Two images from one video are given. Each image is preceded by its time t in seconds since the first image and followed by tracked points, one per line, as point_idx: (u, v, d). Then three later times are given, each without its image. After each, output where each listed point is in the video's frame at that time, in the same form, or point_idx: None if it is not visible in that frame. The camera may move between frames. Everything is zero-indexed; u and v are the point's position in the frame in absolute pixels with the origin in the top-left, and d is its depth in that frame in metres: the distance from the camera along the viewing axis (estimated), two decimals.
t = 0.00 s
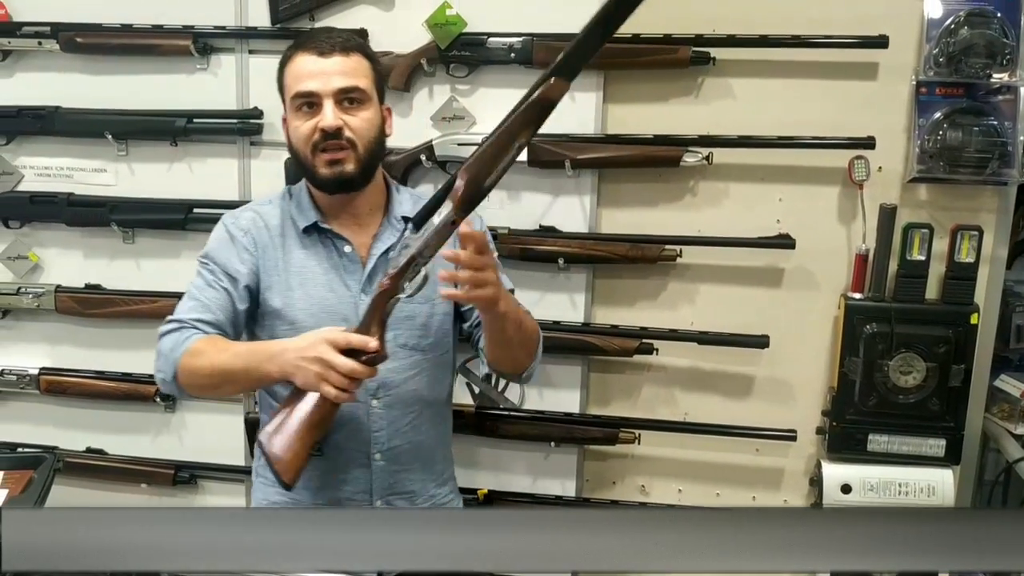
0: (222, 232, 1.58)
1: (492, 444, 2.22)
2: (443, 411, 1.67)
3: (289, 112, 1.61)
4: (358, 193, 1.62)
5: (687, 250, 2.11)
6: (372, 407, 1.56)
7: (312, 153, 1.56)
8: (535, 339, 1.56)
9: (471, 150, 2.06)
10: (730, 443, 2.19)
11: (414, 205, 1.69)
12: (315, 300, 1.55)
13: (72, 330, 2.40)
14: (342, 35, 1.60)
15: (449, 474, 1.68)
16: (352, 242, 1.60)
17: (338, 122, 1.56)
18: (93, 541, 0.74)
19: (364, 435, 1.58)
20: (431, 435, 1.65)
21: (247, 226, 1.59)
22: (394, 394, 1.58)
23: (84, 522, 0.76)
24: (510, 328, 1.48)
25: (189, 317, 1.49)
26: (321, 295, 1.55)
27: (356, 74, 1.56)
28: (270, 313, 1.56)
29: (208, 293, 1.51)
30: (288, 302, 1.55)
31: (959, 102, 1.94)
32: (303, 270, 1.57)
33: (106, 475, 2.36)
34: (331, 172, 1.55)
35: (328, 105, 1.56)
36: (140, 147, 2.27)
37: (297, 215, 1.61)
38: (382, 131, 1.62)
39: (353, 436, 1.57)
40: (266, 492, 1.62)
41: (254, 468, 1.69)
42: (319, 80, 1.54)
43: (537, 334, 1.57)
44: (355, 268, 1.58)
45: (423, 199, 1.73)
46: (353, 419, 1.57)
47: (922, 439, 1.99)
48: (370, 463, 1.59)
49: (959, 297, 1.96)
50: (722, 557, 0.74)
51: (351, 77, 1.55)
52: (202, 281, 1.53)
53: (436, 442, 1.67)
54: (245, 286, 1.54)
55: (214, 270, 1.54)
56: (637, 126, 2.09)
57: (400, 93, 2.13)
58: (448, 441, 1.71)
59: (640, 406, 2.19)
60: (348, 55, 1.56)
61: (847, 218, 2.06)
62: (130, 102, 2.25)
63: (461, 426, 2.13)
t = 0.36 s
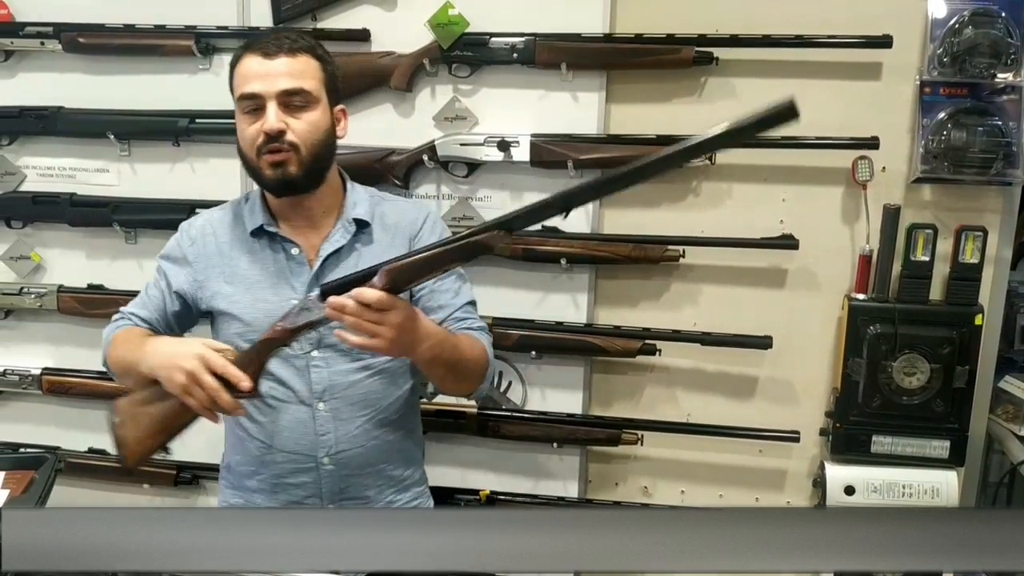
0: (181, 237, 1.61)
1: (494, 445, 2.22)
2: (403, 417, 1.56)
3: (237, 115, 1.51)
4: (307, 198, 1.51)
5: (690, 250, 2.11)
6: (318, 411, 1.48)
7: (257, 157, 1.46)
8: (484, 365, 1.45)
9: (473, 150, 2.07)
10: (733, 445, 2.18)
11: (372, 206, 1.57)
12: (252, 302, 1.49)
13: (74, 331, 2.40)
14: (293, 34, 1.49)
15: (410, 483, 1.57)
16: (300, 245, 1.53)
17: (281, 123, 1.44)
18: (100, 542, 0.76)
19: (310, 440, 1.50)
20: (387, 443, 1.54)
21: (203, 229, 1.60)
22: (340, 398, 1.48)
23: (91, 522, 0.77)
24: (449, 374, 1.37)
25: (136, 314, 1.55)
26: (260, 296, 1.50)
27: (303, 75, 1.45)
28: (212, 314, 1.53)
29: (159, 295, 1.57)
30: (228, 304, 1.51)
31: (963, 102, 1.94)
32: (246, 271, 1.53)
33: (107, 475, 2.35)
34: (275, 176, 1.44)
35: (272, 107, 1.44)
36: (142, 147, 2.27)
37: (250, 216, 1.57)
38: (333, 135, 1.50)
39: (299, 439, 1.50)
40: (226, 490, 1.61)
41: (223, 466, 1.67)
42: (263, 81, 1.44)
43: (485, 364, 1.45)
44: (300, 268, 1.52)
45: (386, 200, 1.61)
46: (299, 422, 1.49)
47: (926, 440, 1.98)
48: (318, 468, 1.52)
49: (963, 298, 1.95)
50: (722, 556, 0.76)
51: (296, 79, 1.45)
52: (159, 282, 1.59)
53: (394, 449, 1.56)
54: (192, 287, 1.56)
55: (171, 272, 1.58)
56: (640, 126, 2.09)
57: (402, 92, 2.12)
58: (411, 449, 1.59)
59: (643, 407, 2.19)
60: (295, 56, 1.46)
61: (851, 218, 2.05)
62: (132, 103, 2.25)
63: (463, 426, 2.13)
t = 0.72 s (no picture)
0: (167, 232, 1.60)
1: (495, 445, 2.21)
2: (377, 421, 1.52)
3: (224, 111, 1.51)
4: (289, 199, 1.51)
5: (691, 249, 2.10)
6: (286, 409, 1.47)
7: (240, 156, 1.46)
8: (459, 371, 1.42)
9: (474, 149, 2.05)
10: (734, 444, 2.17)
11: (355, 205, 1.55)
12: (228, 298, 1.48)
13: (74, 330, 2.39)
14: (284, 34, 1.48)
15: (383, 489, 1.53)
16: (279, 244, 1.53)
17: (264, 125, 1.44)
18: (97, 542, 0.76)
19: (277, 438, 1.48)
20: (359, 447, 1.51)
21: (190, 225, 1.58)
22: (309, 397, 1.47)
23: (87, 523, 0.77)
24: (419, 381, 1.34)
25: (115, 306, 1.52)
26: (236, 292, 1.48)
27: (289, 78, 1.45)
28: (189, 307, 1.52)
29: (140, 288, 1.55)
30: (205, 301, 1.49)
31: (965, 101, 1.93)
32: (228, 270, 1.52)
33: (107, 475, 2.34)
34: (256, 176, 1.45)
35: (257, 108, 1.44)
36: (142, 146, 2.27)
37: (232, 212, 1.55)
38: (317, 139, 1.50)
39: (267, 437, 1.49)
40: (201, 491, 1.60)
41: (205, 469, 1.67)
42: (249, 80, 1.43)
43: (459, 371, 1.42)
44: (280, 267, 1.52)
45: (369, 197, 1.58)
46: (267, 419, 1.48)
47: (927, 440, 1.97)
48: (284, 468, 1.49)
49: (965, 297, 1.94)
50: (723, 557, 0.76)
51: (283, 81, 1.44)
52: (140, 276, 1.56)
53: (366, 455, 1.52)
54: (174, 281, 1.54)
55: (154, 267, 1.56)
56: (641, 125, 2.09)
57: (403, 91, 2.12)
58: (387, 456, 1.55)
59: (644, 407, 2.19)
60: (283, 58, 1.45)
61: (853, 218, 2.04)
62: (132, 102, 2.24)
63: (463, 426, 2.13)
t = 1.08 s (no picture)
0: (178, 221, 1.59)
1: (496, 445, 2.21)
2: (369, 431, 1.52)
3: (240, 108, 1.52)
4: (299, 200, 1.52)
5: (693, 249, 2.10)
6: (277, 411, 1.47)
7: (250, 153, 1.47)
8: (455, 387, 1.41)
9: (475, 149, 2.05)
10: (735, 444, 2.17)
11: (366, 210, 1.55)
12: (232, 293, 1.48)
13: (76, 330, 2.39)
14: (304, 35, 1.49)
15: (371, 500, 1.51)
16: (287, 244, 1.53)
17: (276, 125, 1.44)
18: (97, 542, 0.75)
19: (267, 441, 1.48)
20: (349, 454, 1.50)
21: (201, 216, 1.58)
22: (302, 401, 1.47)
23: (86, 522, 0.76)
24: (413, 398, 1.35)
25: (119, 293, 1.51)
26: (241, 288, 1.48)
27: (306, 79, 1.45)
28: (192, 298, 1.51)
29: (144, 272, 1.51)
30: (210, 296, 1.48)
31: (967, 101, 1.93)
32: (233, 265, 1.51)
33: (108, 474, 2.34)
34: (265, 175, 1.45)
35: (270, 107, 1.44)
36: (144, 145, 2.27)
37: (243, 208, 1.55)
38: (330, 142, 1.51)
39: (256, 439, 1.48)
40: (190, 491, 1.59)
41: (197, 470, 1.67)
42: (265, 79, 1.44)
43: (457, 390, 1.41)
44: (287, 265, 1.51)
45: (381, 205, 1.58)
46: (258, 421, 1.48)
47: (929, 440, 1.97)
48: (272, 472, 1.48)
49: (967, 297, 1.94)
50: (726, 558, 0.76)
51: (299, 82, 1.45)
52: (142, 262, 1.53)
53: (356, 463, 1.51)
54: (179, 271, 1.53)
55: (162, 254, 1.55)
56: (642, 124, 2.09)
57: (405, 91, 2.12)
58: (378, 467, 1.54)
59: (646, 407, 2.19)
60: (302, 59, 1.45)
61: (855, 218, 2.04)
62: (134, 102, 2.24)
63: (465, 426, 2.13)
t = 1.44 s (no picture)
0: (205, 224, 1.60)
1: (497, 445, 2.21)
2: (382, 451, 1.50)
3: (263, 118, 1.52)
4: (321, 208, 1.51)
5: (694, 249, 2.10)
6: (291, 426, 1.47)
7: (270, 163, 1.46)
8: (474, 404, 1.40)
9: (477, 149, 2.05)
10: (736, 444, 2.17)
11: (396, 219, 1.54)
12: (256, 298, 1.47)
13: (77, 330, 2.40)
14: (322, 39, 1.46)
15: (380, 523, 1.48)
16: (312, 252, 1.52)
17: (293, 133, 1.43)
18: (95, 542, 0.76)
19: (278, 454, 1.47)
20: (361, 474, 1.48)
21: (227, 220, 1.58)
22: (317, 416, 1.47)
23: (87, 521, 0.76)
24: (428, 414, 1.33)
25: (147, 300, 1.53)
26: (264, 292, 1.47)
27: (320, 85, 1.43)
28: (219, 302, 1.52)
29: (174, 282, 1.56)
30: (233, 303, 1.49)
31: (968, 101, 1.93)
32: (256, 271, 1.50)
33: (110, 474, 2.34)
34: (284, 184, 1.45)
35: (286, 115, 1.43)
36: (145, 145, 2.27)
37: (269, 212, 1.55)
38: (350, 148, 1.48)
39: (269, 453, 1.48)
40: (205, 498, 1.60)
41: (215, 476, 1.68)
42: (280, 88, 1.43)
43: (473, 408, 1.40)
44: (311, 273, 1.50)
45: (413, 216, 1.57)
46: (271, 435, 1.47)
47: (930, 440, 1.98)
48: (282, 487, 1.47)
49: (969, 297, 1.94)
50: (728, 557, 0.76)
51: (314, 88, 1.43)
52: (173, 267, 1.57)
53: (368, 483, 1.49)
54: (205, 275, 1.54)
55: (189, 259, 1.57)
56: (644, 124, 2.09)
57: (406, 91, 2.12)
58: (390, 489, 1.51)
59: (646, 406, 2.19)
60: (317, 64, 1.43)
61: (856, 217, 2.04)
62: (135, 101, 2.24)
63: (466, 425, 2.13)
